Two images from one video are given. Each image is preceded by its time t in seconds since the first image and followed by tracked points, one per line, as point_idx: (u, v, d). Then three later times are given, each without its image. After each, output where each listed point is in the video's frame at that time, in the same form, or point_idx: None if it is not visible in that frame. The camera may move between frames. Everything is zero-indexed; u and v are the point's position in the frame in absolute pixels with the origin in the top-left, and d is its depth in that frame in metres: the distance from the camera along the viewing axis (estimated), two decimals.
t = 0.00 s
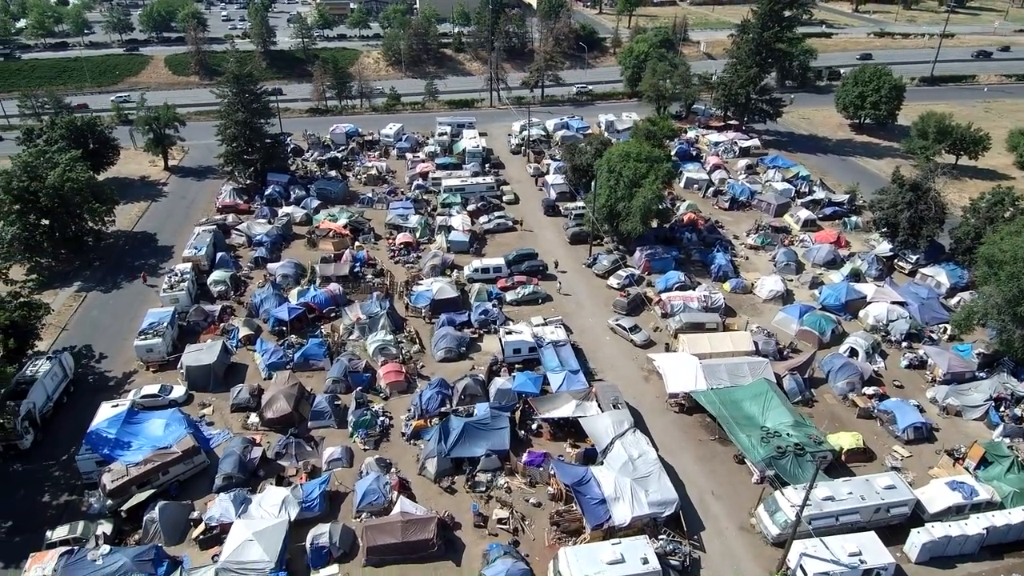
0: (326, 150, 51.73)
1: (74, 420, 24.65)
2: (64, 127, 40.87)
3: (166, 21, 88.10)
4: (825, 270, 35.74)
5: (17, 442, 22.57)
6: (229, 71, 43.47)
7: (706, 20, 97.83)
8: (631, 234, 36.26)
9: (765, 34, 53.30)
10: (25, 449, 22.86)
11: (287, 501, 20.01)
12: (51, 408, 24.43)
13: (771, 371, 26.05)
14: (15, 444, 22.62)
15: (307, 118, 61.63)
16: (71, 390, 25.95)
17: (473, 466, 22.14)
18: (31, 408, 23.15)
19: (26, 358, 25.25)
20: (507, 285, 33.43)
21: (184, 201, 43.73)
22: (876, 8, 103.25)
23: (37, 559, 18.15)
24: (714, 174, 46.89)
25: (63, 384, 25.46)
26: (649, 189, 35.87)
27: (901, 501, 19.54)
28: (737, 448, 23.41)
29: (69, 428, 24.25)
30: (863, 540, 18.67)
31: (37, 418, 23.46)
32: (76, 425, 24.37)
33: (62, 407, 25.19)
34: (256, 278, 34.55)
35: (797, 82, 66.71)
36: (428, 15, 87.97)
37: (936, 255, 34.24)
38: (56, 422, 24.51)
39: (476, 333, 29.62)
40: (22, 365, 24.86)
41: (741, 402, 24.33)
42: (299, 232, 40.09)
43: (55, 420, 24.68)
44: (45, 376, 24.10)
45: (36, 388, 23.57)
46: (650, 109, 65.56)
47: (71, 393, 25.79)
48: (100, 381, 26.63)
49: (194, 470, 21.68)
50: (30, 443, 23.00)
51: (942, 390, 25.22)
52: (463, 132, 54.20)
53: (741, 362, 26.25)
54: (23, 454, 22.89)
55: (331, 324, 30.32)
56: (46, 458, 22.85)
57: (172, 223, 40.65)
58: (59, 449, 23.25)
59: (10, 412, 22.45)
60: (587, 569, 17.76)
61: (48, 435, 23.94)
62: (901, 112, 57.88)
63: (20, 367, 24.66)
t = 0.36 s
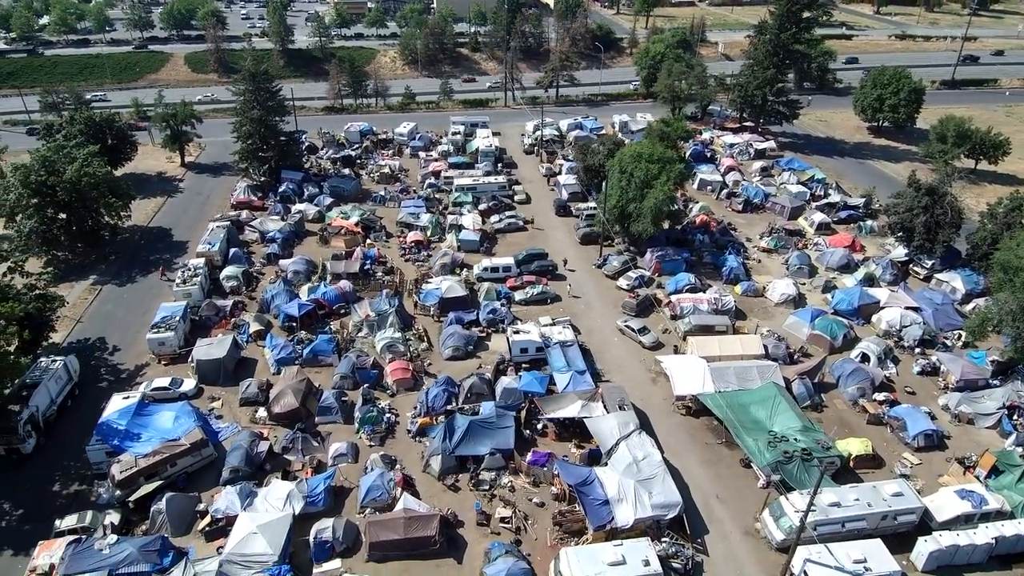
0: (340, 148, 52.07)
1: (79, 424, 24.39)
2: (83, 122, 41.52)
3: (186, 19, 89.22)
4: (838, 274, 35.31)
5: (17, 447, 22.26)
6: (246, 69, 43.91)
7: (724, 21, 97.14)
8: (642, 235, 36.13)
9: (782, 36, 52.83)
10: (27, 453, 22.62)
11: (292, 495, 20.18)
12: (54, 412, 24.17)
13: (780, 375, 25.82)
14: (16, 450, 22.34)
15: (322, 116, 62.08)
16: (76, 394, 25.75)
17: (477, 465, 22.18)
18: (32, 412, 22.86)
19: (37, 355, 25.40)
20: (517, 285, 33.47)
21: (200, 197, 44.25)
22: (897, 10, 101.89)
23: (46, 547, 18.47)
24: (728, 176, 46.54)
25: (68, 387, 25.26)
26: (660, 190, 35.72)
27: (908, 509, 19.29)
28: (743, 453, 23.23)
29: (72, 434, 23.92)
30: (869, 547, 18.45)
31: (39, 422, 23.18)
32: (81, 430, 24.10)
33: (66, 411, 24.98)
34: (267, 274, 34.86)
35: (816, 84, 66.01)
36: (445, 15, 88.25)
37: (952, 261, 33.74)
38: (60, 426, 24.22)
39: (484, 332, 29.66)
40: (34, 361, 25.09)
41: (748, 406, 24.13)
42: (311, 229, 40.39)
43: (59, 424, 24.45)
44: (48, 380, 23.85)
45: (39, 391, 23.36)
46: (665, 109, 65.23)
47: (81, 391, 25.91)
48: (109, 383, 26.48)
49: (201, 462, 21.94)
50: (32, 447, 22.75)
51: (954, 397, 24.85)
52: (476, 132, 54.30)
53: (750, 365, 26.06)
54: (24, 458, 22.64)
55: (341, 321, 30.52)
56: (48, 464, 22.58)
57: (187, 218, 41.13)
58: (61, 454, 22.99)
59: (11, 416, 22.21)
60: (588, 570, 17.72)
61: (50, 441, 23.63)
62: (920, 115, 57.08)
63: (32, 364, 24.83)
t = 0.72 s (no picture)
0: (354, 146, 52.41)
1: (83, 427, 24.13)
2: (102, 118, 42.20)
3: (206, 17, 90.31)
4: (852, 278, 34.93)
5: (20, 450, 22.12)
6: (262, 67, 44.35)
7: (742, 22, 96.43)
8: (653, 236, 36.03)
9: (799, 37, 52.29)
10: (28, 456, 22.43)
11: (298, 488, 20.38)
12: (58, 414, 23.90)
13: (789, 378, 25.61)
14: (18, 452, 22.18)
15: (337, 114, 62.54)
16: (81, 395, 25.54)
17: (482, 462, 22.26)
18: (36, 415, 22.64)
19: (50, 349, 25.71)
20: (526, 284, 33.51)
21: (215, 193, 44.78)
22: (919, 13, 100.54)
23: (55, 534, 18.83)
24: (742, 178, 46.22)
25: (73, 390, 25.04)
26: (672, 191, 35.59)
27: (916, 516, 19.08)
28: (750, 456, 23.04)
29: (75, 437, 23.68)
30: (875, 553, 18.25)
31: (42, 424, 22.95)
32: (83, 435, 23.79)
33: (71, 413, 24.78)
34: (280, 270, 35.20)
35: (834, 86, 65.28)
36: (462, 14, 88.48)
37: (968, 266, 33.30)
38: (63, 429, 23.96)
39: (493, 330, 29.75)
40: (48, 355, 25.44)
41: (756, 410, 23.93)
42: (324, 226, 40.70)
43: (64, 425, 24.29)
44: (51, 383, 23.54)
45: (44, 393, 23.06)
46: (680, 110, 64.92)
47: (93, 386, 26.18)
48: (119, 381, 26.50)
49: (210, 454, 22.21)
50: (35, 450, 22.57)
51: (967, 404, 24.50)
52: (490, 131, 54.42)
53: (759, 368, 25.89)
54: (26, 461, 22.48)
55: (351, 317, 30.74)
56: (49, 468, 22.35)
57: (203, 214, 41.61)
58: (63, 458, 22.75)
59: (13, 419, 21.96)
60: (589, 569, 17.71)
61: (52, 444, 23.39)
62: (939, 119, 56.31)
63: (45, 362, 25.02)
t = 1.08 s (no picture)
0: (367, 145, 52.74)
1: (85, 431, 23.91)
2: (119, 114, 42.86)
3: (224, 16, 91.32)
4: (863, 281, 34.61)
5: (21, 452, 22.09)
6: (276, 65, 44.83)
7: (759, 23, 95.70)
8: (663, 237, 35.97)
9: (815, 39, 51.68)
10: (29, 459, 22.37)
11: (303, 481, 20.59)
12: (61, 417, 23.84)
13: (797, 381, 25.43)
14: (20, 455, 22.16)
15: (351, 112, 62.97)
16: (84, 398, 25.34)
17: (486, 459, 22.34)
18: (37, 417, 22.56)
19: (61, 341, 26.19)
20: (534, 283, 33.57)
21: (229, 190, 45.30)
22: (939, 16, 99.28)
23: (64, 522, 19.21)
24: (755, 179, 45.95)
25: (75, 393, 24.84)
26: (682, 191, 35.52)
27: (921, 521, 18.90)
28: (755, 458, 22.95)
29: (77, 440, 23.50)
30: (878, 557, 18.11)
31: (44, 425, 22.85)
32: (84, 441, 23.49)
33: (74, 415, 24.62)
34: (291, 266, 35.53)
35: (850, 88, 64.59)
36: (477, 15, 88.70)
37: (982, 271, 32.93)
38: (66, 432, 23.84)
39: (500, 329, 29.85)
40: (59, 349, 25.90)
41: (762, 412, 23.82)
42: (335, 223, 40.99)
43: (66, 429, 24.11)
44: (55, 386, 23.43)
45: (45, 396, 22.94)
46: (694, 111, 64.64)
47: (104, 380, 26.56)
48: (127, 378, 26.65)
49: (218, 446, 22.49)
50: (37, 453, 22.51)
51: (976, 409, 24.23)
52: (502, 131, 54.54)
53: (767, 370, 25.73)
54: (27, 464, 22.42)
55: (359, 313, 30.95)
56: (48, 472, 22.20)
57: (216, 210, 42.10)
58: (63, 462, 22.59)
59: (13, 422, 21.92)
60: (590, 567, 17.72)
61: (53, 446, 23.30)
62: (957, 123, 55.66)
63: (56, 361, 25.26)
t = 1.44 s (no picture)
0: (379, 143, 53.03)
1: (87, 435, 23.66)
2: (136, 111, 43.45)
3: (241, 15, 92.23)
4: (875, 284, 34.28)
5: (22, 454, 21.93)
6: (290, 63, 45.27)
7: (775, 25, 95.06)
8: (672, 237, 35.91)
9: (830, 40, 51.25)
10: (30, 461, 22.19)
11: (308, 473, 20.79)
12: (63, 418, 23.65)
13: (805, 383, 25.28)
14: (20, 457, 22.00)
15: (364, 111, 63.34)
16: (88, 399, 25.23)
17: (490, 455, 22.43)
18: (39, 417, 22.46)
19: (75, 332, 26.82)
20: (542, 282, 33.64)
21: (242, 186, 45.75)
22: (958, 18, 98.08)
23: (74, 509, 19.58)
24: (767, 181, 45.65)
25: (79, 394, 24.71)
26: (692, 191, 35.45)
27: (926, 524, 18.73)
28: (760, 459, 22.85)
29: (77, 444, 23.28)
30: (882, 561, 17.98)
31: (45, 427, 22.73)
32: (84, 444, 23.24)
33: (76, 417, 24.43)
34: (302, 262, 35.83)
35: (866, 90, 63.98)
36: (491, 14, 88.84)
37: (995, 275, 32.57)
38: (68, 435, 23.64)
39: (507, 326, 29.96)
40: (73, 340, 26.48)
41: (768, 413, 23.70)
42: (346, 220, 41.26)
43: (68, 431, 23.90)
44: (58, 386, 23.33)
45: (47, 398, 22.81)
46: (707, 112, 64.32)
47: (115, 371, 26.95)
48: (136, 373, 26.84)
49: (226, 438, 22.76)
50: (37, 455, 22.33)
51: (986, 414, 23.97)
52: (514, 130, 54.62)
53: (774, 371, 25.61)
54: (27, 466, 22.25)
55: (368, 309, 31.17)
56: (48, 475, 22.06)
57: (230, 206, 42.54)
58: (63, 465, 22.44)
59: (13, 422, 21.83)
60: (591, 564, 17.74)
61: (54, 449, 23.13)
62: (974, 126, 55.00)
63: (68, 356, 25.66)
